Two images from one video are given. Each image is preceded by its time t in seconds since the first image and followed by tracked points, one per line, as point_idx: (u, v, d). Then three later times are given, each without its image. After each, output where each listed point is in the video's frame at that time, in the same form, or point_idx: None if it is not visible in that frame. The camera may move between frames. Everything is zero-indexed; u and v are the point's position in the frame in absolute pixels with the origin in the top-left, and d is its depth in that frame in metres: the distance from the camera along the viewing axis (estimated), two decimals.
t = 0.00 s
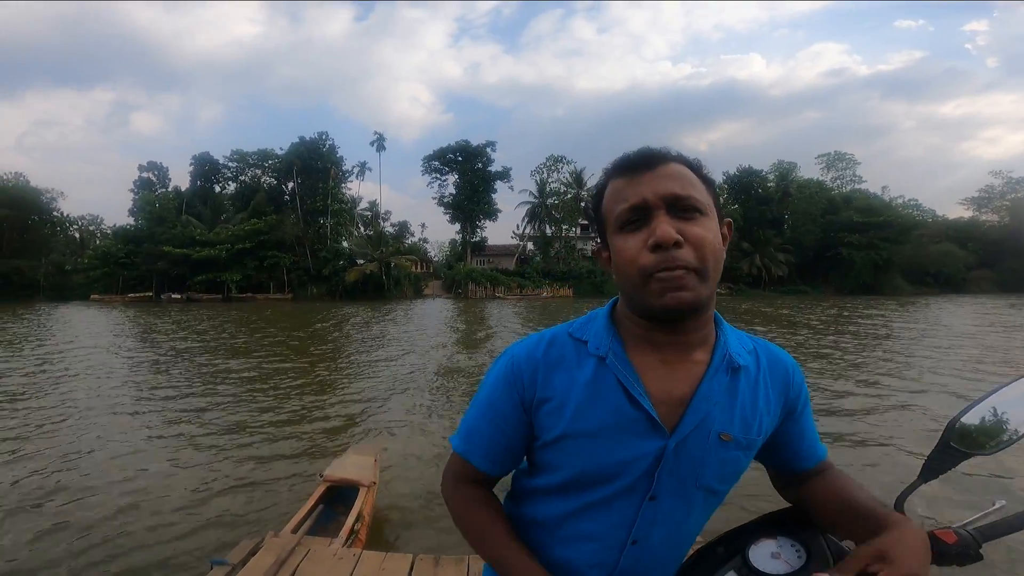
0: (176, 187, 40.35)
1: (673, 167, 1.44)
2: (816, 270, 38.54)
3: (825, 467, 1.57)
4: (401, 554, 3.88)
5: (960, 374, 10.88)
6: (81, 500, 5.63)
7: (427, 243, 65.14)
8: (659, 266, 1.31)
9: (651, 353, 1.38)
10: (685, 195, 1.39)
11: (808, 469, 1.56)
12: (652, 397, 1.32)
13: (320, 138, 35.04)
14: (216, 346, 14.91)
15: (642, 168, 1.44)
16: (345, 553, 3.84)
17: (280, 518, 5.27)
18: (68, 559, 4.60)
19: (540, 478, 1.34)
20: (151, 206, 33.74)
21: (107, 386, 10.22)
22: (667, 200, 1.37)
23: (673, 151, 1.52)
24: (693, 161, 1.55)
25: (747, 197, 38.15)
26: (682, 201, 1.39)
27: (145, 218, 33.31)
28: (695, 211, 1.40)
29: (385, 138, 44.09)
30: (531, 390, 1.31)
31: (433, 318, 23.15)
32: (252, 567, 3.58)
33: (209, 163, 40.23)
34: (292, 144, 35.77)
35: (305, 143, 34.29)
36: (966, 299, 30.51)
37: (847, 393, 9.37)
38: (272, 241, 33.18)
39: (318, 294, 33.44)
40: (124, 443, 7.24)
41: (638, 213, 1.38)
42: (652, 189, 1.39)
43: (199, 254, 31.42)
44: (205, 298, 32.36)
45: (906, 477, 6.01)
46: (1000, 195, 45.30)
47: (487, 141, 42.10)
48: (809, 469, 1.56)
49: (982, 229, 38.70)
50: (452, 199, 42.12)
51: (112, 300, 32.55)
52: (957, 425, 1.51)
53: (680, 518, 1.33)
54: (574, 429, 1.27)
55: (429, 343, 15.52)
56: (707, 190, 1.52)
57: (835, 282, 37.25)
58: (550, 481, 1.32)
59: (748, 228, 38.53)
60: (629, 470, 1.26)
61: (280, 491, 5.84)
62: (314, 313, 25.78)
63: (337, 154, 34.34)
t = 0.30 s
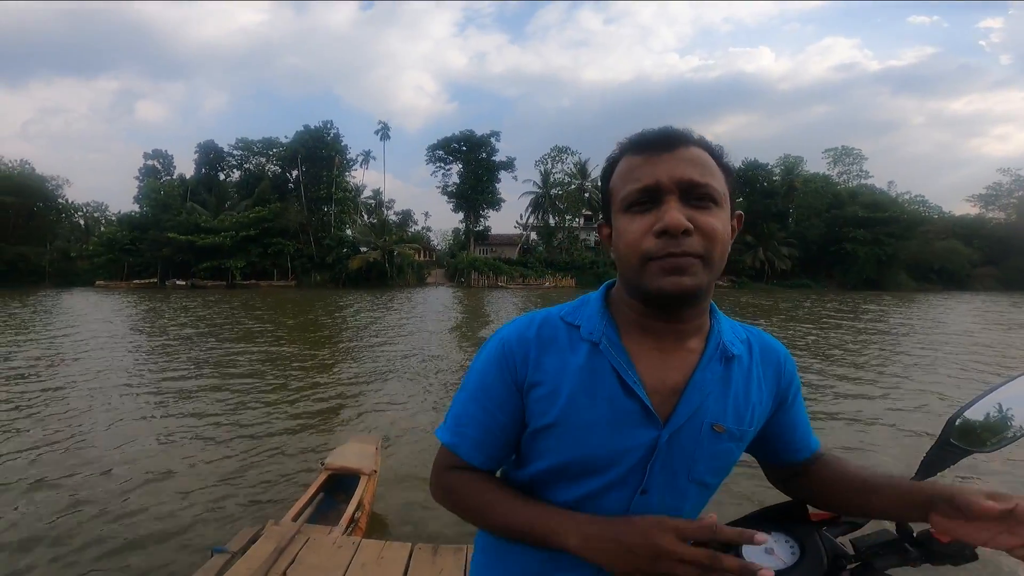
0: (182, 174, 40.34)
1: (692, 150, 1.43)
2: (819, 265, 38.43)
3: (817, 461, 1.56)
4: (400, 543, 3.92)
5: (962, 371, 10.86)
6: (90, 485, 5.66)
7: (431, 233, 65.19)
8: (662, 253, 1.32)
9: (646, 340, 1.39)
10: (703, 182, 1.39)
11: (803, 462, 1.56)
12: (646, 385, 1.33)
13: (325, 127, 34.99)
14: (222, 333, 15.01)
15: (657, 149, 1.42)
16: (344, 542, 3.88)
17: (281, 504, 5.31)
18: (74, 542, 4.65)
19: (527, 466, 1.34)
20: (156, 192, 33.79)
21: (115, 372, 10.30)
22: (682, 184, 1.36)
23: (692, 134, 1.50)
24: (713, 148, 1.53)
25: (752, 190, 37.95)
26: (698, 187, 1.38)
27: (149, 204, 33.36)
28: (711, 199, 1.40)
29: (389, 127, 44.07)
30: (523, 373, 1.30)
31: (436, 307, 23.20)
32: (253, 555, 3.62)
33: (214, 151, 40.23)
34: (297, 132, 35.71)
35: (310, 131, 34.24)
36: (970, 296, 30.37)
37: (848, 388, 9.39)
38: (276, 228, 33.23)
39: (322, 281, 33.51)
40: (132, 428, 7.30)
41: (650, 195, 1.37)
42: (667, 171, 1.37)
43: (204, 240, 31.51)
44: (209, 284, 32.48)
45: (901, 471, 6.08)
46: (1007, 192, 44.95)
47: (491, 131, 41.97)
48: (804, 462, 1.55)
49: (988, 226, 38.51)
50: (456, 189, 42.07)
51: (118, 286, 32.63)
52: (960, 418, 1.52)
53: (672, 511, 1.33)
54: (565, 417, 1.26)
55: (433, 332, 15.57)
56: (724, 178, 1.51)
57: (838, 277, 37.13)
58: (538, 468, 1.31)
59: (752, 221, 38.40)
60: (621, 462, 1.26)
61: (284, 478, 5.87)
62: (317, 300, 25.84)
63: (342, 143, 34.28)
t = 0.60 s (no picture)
0: (180, 178, 40.28)
1: (671, 155, 1.43)
2: (817, 265, 38.51)
3: (784, 446, 1.61)
4: (403, 544, 3.92)
5: (959, 370, 10.90)
6: (92, 489, 5.64)
7: (430, 235, 65.28)
8: (644, 257, 1.33)
9: (629, 340, 1.39)
10: (683, 186, 1.40)
11: (773, 448, 1.60)
12: (630, 383, 1.34)
13: (324, 130, 35.04)
14: (222, 336, 14.99)
15: (635, 154, 1.42)
16: (348, 542, 3.88)
17: (285, 506, 5.31)
18: (80, 546, 4.63)
19: (519, 469, 1.35)
20: (155, 197, 33.76)
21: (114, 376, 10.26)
22: (665, 189, 1.37)
23: (672, 138, 1.51)
24: (693, 151, 1.54)
25: (749, 191, 38.03)
26: (679, 192, 1.39)
27: (149, 209, 33.31)
28: (690, 205, 1.41)
29: (387, 130, 44.19)
30: (509, 378, 1.31)
31: (435, 309, 23.24)
32: (258, 555, 3.63)
33: (213, 154, 40.21)
34: (295, 135, 35.73)
35: (309, 135, 34.27)
36: (967, 296, 30.44)
37: (845, 387, 9.42)
38: (275, 232, 33.24)
39: (322, 285, 33.48)
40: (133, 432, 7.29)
41: (631, 199, 1.37)
42: (648, 176, 1.38)
43: (203, 244, 31.48)
44: (209, 288, 32.45)
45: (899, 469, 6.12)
46: (1003, 191, 45.12)
47: (489, 133, 42.03)
48: (773, 448, 1.60)
49: (984, 225, 38.71)
50: (454, 192, 42.12)
51: (118, 290, 32.56)
52: (948, 415, 1.42)
53: (663, 505, 1.33)
54: (554, 418, 1.27)
55: (432, 334, 15.59)
56: (702, 179, 1.53)
57: (836, 277, 37.22)
58: (528, 468, 1.32)
59: (750, 222, 38.50)
60: (611, 460, 1.27)
61: (286, 480, 5.87)
62: (317, 303, 25.82)
63: (341, 146, 34.33)
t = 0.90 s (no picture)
0: (177, 185, 40.21)
1: (618, 156, 1.45)
2: (815, 263, 38.61)
3: (770, 449, 1.56)
4: (407, 546, 3.91)
5: (958, 365, 10.94)
6: (94, 496, 5.65)
7: (428, 238, 65.34)
8: (615, 257, 1.34)
9: (617, 340, 1.41)
10: (634, 185, 1.41)
11: (760, 447, 1.55)
12: (621, 379, 1.34)
13: (320, 135, 35.11)
14: (222, 342, 15.05)
15: (591, 160, 1.44)
16: (352, 545, 3.88)
17: (289, 509, 5.31)
18: (88, 553, 4.64)
19: (519, 470, 1.35)
20: (153, 204, 33.71)
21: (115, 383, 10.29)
22: (615, 191, 1.38)
23: (614, 142, 1.52)
24: (634, 148, 1.55)
25: (745, 190, 38.15)
26: (631, 191, 1.40)
27: (147, 216, 33.26)
28: (645, 199, 1.42)
29: (384, 135, 44.37)
30: (501, 381, 1.32)
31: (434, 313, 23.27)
32: (263, 557, 3.64)
33: (210, 161, 40.22)
34: (292, 140, 35.76)
35: (305, 140, 34.31)
36: (964, 291, 30.54)
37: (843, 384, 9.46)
38: (274, 237, 33.22)
39: (321, 290, 33.42)
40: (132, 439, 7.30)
41: (595, 203, 1.39)
42: (601, 181, 1.39)
43: (202, 251, 31.42)
44: (209, 294, 32.38)
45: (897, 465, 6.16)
46: (997, 187, 45.34)
47: (486, 136, 42.12)
48: (760, 448, 1.55)
49: (979, 221, 38.90)
50: (452, 195, 42.18)
51: (117, 297, 32.47)
52: (940, 409, 1.43)
53: (661, 502, 1.33)
54: (547, 415, 1.28)
55: (431, 337, 15.61)
56: (647, 173, 1.53)
57: (834, 274, 37.31)
58: (524, 465, 1.33)
59: (747, 221, 38.62)
60: (606, 456, 1.27)
61: (283, 484, 5.87)
62: (316, 308, 25.82)
63: (337, 151, 34.38)
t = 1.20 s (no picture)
0: (185, 182, 40.41)
1: (624, 145, 1.45)
2: (821, 258, 38.42)
3: (768, 445, 1.56)
4: (412, 539, 3.94)
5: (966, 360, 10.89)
6: (105, 489, 5.73)
7: (433, 234, 65.45)
8: (617, 240, 1.34)
9: (618, 327, 1.41)
10: (641, 171, 1.41)
11: (761, 441, 1.55)
12: (620, 368, 1.35)
13: (326, 132, 35.20)
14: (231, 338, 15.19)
15: (599, 146, 1.45)
16: (358, 537, 3.92)
17: (295, 505, 5.36)
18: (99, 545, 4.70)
19: (518, 460, 1.36)
20: (161, 201, 33.90)
21: (126, 378, 10.40)
22: (624, 175, 1.39)
23: (626, 131, 1.53)
24: (647, 140, 1.56)
25: (751, 184, 37.99)
26: (639, 177, 1.40)
27: (155, 213, 33.46)
28: (651, 187, 1.42)
29: (389, 131, 44.47)
30: (501, 370, 1.33)
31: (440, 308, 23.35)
32: (270, 551, 3.67)
33: (216, 158, 40.40)
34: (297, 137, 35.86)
35: (311, 137, 34.39)
36: (972, 286, 30.33)
37: (849, 379, 9.45)
38: (280, 234, 33.35)
39: (327, 286, 33.54)
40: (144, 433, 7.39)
41: (598, 189, 1.40)
42: (609, 166, 1.40)
43: (210, 248, 31.60)
44: (217, 291, 32.58)
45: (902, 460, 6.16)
46: (1006, 181, 44.95)
47: (490, 132, 42.08)
48: (756, 444, 1.56)
49: (988, 215, 38.59)
50: (457, 191, 42.22)
51: (127, 294, 32.73)
52: (942, 400, 1.41)
53: (660, 493, 1.34)
54: (546, 402, 1.28)
55: (438, 333, 15.64)
56: (659, 165, 1.55)
57: (840, 269, 37.13)
58: (524, 452, 1.34)
59: (753, 216, 38.46)
60: (605, 443, 1.28)
61: (291, 479, 5.91)
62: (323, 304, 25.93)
63: (342, 148, 34.45)
